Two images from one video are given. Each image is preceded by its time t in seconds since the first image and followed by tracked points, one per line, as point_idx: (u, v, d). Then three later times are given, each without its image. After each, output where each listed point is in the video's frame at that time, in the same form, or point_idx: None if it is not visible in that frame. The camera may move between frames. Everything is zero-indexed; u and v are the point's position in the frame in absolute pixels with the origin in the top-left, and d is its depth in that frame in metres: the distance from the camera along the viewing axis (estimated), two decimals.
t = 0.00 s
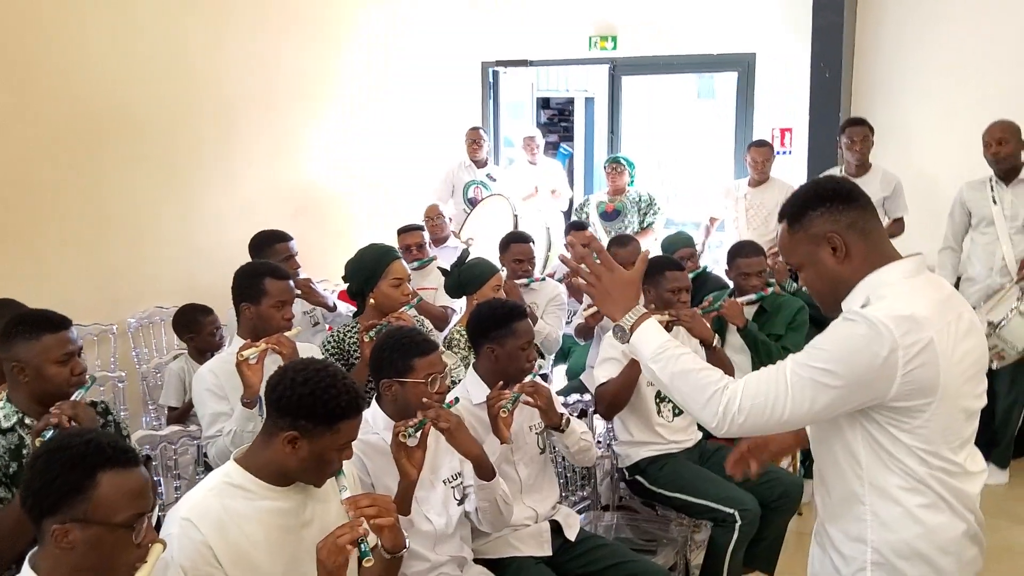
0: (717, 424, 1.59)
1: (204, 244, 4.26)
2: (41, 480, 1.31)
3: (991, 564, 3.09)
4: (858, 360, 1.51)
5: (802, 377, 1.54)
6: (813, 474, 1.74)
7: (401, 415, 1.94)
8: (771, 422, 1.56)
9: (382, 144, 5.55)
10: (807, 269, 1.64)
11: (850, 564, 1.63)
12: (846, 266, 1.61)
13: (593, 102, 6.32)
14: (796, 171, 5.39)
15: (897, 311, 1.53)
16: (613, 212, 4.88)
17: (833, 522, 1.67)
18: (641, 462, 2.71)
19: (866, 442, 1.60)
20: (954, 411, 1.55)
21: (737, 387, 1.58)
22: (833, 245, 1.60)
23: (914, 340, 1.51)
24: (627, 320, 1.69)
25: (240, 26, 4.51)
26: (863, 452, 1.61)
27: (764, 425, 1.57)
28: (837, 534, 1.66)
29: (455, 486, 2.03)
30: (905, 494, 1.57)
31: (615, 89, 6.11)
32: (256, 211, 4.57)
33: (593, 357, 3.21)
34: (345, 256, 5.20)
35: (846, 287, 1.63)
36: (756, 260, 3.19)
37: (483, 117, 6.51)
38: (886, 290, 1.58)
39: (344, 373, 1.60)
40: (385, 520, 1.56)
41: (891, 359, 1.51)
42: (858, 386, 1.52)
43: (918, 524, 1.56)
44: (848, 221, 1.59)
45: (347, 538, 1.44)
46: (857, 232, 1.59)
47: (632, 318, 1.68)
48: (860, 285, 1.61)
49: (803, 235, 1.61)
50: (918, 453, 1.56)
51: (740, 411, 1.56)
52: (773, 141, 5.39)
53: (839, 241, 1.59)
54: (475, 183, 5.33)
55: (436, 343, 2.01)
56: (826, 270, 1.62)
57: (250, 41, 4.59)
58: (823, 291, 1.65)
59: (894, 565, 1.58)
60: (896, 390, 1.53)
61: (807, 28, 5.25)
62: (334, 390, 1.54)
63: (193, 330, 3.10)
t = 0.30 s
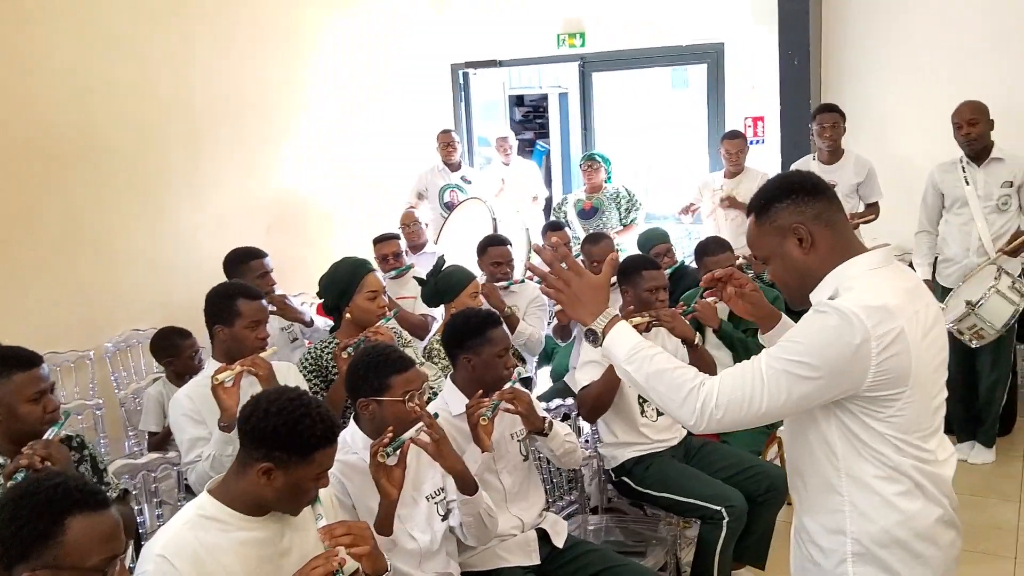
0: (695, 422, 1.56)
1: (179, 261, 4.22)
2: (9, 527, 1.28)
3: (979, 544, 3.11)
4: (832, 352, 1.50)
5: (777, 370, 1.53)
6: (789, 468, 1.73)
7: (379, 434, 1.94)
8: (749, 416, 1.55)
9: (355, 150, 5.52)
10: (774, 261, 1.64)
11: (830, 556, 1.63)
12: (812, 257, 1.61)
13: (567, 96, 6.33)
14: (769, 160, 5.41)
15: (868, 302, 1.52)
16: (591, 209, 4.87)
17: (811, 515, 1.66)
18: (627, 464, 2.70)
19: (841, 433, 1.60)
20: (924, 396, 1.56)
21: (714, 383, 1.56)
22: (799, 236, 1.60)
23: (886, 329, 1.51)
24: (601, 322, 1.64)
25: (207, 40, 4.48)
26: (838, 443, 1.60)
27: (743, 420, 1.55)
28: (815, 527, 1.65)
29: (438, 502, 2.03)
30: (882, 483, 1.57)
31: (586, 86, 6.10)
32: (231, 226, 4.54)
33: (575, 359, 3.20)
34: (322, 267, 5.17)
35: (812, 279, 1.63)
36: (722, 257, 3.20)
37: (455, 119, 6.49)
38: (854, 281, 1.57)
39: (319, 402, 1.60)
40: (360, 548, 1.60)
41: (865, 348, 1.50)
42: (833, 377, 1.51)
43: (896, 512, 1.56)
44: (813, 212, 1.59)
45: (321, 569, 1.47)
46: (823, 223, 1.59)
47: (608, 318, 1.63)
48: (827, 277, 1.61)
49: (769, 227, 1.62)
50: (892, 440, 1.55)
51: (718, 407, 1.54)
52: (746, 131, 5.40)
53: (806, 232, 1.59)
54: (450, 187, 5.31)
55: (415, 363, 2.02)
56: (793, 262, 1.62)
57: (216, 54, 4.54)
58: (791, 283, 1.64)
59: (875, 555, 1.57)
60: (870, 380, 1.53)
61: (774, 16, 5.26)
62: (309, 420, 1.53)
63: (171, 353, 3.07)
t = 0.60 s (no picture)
0: (679, 423, 1.55)
1: (158, 265, 4.19)
2: None
3: (955, 545, 3.14)
4: (807, 353, 1.52)
5: (758, 371, 1.54)
6: (756, 467, 1.74)
7: (356, 444, 1.94)
8: (730, 417, 1.54)
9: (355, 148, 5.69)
10: (747, 260, 1.65)
11: (800, 552, 1.64)
12: (789, 260, 1.63)
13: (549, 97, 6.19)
14: (749, 163, 5.45)
15: (838, 305, 1.56)
16: (573, 212, 4.88)
17: (779, 513, 1.67)
18: (607, 470, 2.69)
19: (810, 433, 1.62)
20: (886, 396, 1.60)
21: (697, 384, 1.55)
22: (779, 238, 1.62)
23: (857, 331, 1.54)
24: (579, 327, 1.62)
25: (185, 43, 4.45)
26: (808, 442, 1.62)
27: (726, 420, 1.55)
28: (784, 524, 1.66)
29: (416, 512, 2.02)
30: (850, 480, 1.59)
31: (567, 88, 6.12)
32: (209, 230, 4.51)
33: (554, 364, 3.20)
34: (301, 270, 5.15)
35: (784, 280, 1.65)
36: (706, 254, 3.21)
37: (435, 121, 6.48)
38: (826, 284, 1.61)
39: (276, 403, 1.60)
40: (331, 538, 1.58)
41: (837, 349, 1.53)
42: (810, 377, 1.53)
43: (864, 507, 1.58)
44: (796, 216, 1.62)
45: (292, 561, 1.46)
46: (802, 229, 1.63)
47: (585, 323, 1.61)
48: (798, 280, 1.64)
49: (751, 226, 1.62)
50: (859, 438, 1.59)
51: (702, 409, 1.53)
52: (726, 134, 5.43)
53: (788, 234, 1.62)
54: (430, 190, 5.30)
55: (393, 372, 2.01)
56: (769, 263, 1.64)
57: (194, 55, 4.50)
58: (761, 283, 1.66)
59: (845, 550, 1.59)
60: (842, 379, 1.56)
61: (753, 20, 5.29)
62: (268, 420, 1.53)
63: (147, 360, 3.04)
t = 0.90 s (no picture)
0: (660, 406, 1.53)
1: (133, 261, 4.16)
2: None
3: (925, 542, 3.16)
4: (786, 342, 1.52)
5: (738, 356, 1.53)
6: (721, 453, 1.73)
7: (326, 446, 1.92)
8: (710, 403, 1.53)
9: (358, 147, 5.96)
10: (728, 246, 1.66)
11: (760, 540, 1.63)
12: (769, 250, 1.64)
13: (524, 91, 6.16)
14: (723, 160, 5.47)
15: (814, 297, 1.57)
16: (551, 208, 4.88)
17: (742, 500, 1.66)
18: (581, 469, 2.68)
19: (780, 423, 1.62)
20: (853, 392, 1.62)
21: (678, 369, 1.54)
22: (762, 228, 1.62)
23: (833, 324, 1.56)
24: (564, 313, 1.61)
25: (159, 37, 4.41)
26: (777, 431, 1.62)
27: (706, 405, 1.53)
28: (746, 511, 1.65)
29: (388, 514, 2.02)
30: (814, 470, 1.60)
31: (543, 83, 6.09)
32: (184, 226, 4.48)
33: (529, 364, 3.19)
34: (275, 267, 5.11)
35: (762, 270, 1.65)
36: (680, 258, 3.21)
37: (410, 116, 6.45)
38: (802, 278, 1.61)
39: (238, 405, 1.58)
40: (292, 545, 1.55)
41: (812, 340, 1.54)
42: (787, 364, 1.53)
43: (825, 498, 1.59)
44: (782, 208, 1.62)
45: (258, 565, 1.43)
46: (786, 221, 1.63)
47: (572, 307, 1.60)
48: (776, 271, 1.64)
49: (736, 211, 1.63)
50: (827, 430, 1.60)
51: (683, 393, 1.52)
52: (701, 131, 5.45)
53: (771, 224, 1.62)
54: (405, 184, 5.26)
55: (359, 370, 2.01)
56: (749, 251, 1.64)
57: (165, 49, 4.44)
58: (739, 270, 1.66)
59: (805, 540, 1.59)
60: (817, 369, 1.57)
61: (729, 17, 5.30)
62: (228, 420, 1.52)
63: (116, 359, 3.01)
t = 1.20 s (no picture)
0: (646, 406, 1.52)
1: (97, 256, 4.09)
2: None
3: (892, 540, 3.20)
4: (764, 341, 1.54)
5: (720, 355, 1.54)
6: (691, 449, 1.73)
7: (295, 450, 1.92)
8: (694, 402, 1.53)
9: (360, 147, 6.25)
10: (718, 241, 1.64)
11: (728, 536, 1.64)
12: (756, 251, 1.66)
13: (496, 88, 6.20)
14: (694, 159, 5.51)
15: (789, 296, 1.58)
16: (525, 206, 4.87)
17: (711, 497, 1.67)
18: (552, 469, 2.68)
19: (753, 421, 1.63)
20: (823, 391, 1.65)
21: (663, 369, 1.53)
22: (753, 229, 1.64)
23: (806, 323, 1.58)
24: (549, 311, 1.59)
25: (126, 29, 4.33)
26: (749, 428, 1.63)
27: (692, 404, 1.53)
28: (715, 507, 1.66)
29: (359, 516, 2.02)
30: (784, 468, 1.61)
31: (515, 80, 6.05)
32: (151, 221, 4.42)
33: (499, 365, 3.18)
34: (243, 264, 5.06)
35: (744, 269, 1.66)
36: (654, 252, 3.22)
37: (380, 112, 6.41)
38: (776, 278, 1.62)
39: (207, 409, 1.57)
40: (256, 555, 1.54)
41: (788, 339, 1.56)
42: (765, 362, 1.55)
43: (794, 495, 1.60)
44: (769, 211, 1.66)
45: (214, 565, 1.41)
46: (771, 224, 1.66)
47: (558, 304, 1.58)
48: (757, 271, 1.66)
49: (736, 208, 1.61)
50: (798, 428, 1.61)
51: (670, 392, 1.51)
52: (673, 130, 5.47)
53: (761, 226, 1.64)
54: (376, 181, 5.22)
55: (325, 371, 1.99)
56: (737, 249, 1.64)
57: (131, 43, 4.36)
58: (724, 266, 1.65)
59: (773, 537, 1.60)
60: (791, 368, 1.58)
61: (700, 17, 5.32)
62: (194, 425, 1.50)
63: (81, 358, 2.96)
